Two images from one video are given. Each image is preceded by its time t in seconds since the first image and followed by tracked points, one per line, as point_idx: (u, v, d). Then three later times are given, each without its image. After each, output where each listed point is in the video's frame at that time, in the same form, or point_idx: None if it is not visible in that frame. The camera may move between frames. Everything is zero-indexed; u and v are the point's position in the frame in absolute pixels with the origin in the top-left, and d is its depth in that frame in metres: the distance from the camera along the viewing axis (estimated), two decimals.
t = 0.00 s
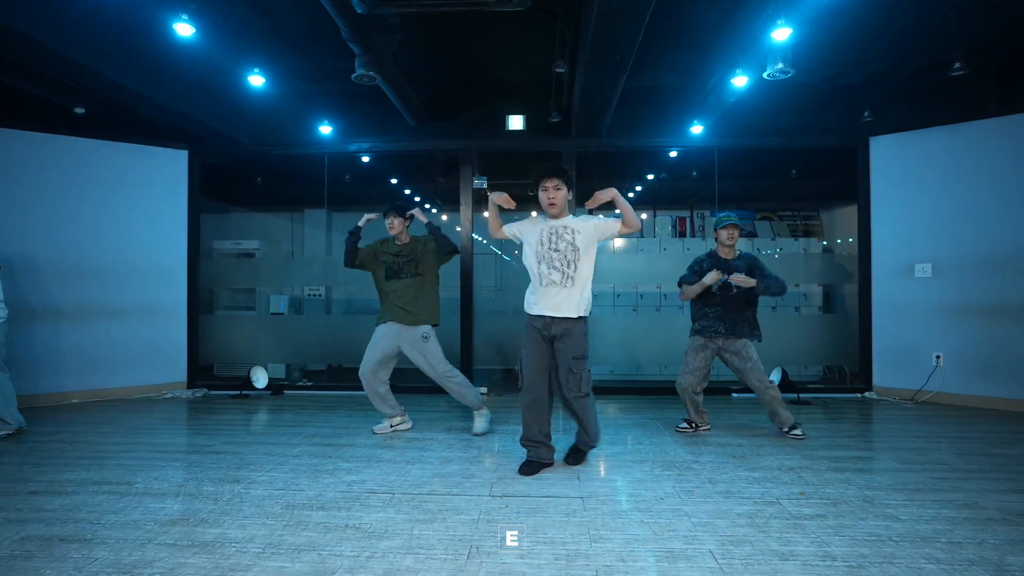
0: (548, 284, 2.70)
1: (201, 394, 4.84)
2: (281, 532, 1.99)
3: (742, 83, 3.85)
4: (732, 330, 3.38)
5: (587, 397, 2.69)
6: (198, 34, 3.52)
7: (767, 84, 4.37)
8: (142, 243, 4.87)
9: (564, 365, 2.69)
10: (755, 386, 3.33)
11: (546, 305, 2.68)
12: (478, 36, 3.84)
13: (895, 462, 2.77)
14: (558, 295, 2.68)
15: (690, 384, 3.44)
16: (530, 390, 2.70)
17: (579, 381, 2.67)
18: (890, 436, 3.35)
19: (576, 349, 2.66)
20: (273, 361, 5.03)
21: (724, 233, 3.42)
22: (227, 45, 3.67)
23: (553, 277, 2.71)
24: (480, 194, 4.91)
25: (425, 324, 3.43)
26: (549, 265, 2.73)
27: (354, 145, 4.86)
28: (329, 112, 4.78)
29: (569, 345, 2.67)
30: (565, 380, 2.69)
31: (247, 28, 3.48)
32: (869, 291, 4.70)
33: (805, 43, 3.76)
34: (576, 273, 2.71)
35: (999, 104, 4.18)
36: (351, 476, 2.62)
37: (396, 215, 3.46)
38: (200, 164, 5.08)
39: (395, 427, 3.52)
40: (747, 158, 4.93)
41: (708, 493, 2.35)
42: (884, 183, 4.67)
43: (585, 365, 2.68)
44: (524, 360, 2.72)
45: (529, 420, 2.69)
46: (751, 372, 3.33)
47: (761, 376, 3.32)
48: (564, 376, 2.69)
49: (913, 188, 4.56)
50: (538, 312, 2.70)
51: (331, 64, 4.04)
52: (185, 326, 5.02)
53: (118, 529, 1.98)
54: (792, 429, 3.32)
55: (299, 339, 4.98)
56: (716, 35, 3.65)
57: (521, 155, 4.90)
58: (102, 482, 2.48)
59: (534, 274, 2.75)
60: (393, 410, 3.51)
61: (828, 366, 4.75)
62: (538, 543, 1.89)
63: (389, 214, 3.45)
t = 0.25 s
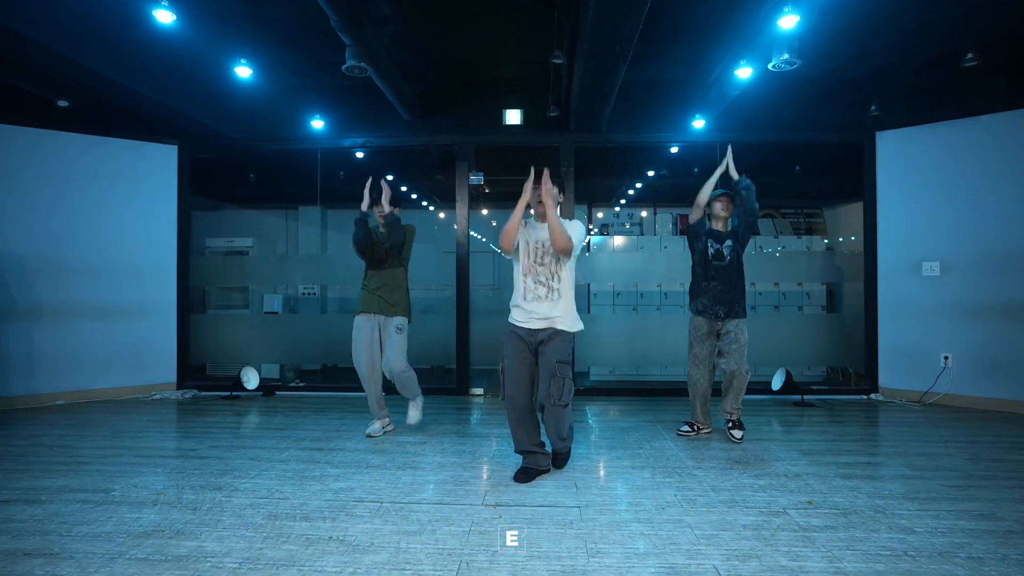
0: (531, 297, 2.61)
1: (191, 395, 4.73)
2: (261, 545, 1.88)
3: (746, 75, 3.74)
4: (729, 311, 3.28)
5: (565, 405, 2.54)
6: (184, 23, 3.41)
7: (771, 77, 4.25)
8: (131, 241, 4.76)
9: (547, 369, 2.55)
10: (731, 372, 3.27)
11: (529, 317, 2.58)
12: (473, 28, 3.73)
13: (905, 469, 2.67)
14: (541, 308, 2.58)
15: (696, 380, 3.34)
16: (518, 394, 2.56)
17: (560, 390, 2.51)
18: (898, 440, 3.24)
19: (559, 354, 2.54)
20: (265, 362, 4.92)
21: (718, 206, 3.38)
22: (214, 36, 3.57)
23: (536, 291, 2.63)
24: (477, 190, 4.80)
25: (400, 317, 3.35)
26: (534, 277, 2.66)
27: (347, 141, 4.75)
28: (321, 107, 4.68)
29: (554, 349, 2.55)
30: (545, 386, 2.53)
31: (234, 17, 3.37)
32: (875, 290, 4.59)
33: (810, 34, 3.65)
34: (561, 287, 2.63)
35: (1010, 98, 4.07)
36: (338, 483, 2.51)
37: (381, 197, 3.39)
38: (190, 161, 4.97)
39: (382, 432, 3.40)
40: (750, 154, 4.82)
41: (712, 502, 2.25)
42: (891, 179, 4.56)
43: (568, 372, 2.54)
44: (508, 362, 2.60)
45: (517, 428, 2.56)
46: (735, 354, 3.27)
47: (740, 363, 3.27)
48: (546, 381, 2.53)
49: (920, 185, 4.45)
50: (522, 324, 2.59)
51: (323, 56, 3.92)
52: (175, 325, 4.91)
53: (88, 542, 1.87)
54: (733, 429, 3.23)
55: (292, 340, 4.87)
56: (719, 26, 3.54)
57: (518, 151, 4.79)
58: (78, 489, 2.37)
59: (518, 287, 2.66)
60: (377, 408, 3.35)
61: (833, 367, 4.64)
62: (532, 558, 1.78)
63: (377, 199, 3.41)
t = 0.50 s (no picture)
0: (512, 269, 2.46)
1: (182, 397, 4.64)
2: (239, 559, 1.79)
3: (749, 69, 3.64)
4: (729, 317, 2.99)
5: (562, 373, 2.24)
6: (170, 15, 3.32)
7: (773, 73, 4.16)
8: (121, 240, 4.67)
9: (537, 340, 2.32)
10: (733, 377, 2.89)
11: (511, 293, 2.44)
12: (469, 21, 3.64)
13: (915, 476, 2.57)
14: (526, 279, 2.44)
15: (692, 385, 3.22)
16: (509, 390, 2.40)
17: (552, 352, 2.24)
18: (906, 445, 3.15)
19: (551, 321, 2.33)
20: (258, 363, 4.83)
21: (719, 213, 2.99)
22: (201, 28, 3.47)
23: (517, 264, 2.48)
24: (474, 188, 4.71)
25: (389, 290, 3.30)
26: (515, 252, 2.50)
27: (341, 138, 4.64)
28: (314, 103, 4.59)
29: (544, 319, 2.35)
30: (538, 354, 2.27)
31: (222, 8, 3.28)
32: (879, 291, 4.50)
33: (814, 28, 3.55)
34: (542, 255, 2.43)
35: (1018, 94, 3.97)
36: (326, 491, 2.42)
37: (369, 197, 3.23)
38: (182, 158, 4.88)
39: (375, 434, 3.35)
40: (752, 152, 4.73)
41: (714, 512, 2.15)
42: (896, 177, 4.47)
43: (562, 338, 2.29)
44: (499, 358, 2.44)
45: (513, 426, 2.42)
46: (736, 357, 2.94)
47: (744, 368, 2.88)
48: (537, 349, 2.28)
49: (926, 183, 4.35)
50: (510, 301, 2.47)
51: (315, 50, 3.82)
52: (166, 326, 4.81)
53: (58, 556, 1.78)
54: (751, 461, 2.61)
55: (285, 341, 4.78)
56: (720, 19, 3.44)
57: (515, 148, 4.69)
58: (55, 498, 2.28)
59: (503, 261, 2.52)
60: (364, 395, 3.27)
61: (837, 369, 4.55)
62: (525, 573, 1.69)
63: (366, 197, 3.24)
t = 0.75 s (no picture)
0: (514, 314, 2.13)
1: (179, 397, 4.61)
2: (231, 563, 1.76)
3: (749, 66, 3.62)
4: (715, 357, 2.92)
5: (556, 419, 1.90)
6: (165, 12, 3.29)
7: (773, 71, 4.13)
8: (117, 239, 4.64)
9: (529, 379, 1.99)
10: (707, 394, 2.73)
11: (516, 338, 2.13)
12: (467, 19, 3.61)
13: (917, 478, 2.54)
14: (524, 335, 2.04)
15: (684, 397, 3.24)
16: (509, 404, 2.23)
17: (543, 396, 1.90)
18: (907, 447, 3.12)
19: (543, 359, 1.95)
20: (255, 363, 4.80)
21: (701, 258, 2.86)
22: (197, 25, 3.44)
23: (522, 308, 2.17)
24: (473, 187, 4.69)
25: (378, 313, 2.92)
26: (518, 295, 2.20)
27: (339, 136, 4.63)
28: (311, 101, 4.56)
29: (537, 357, 1.98)
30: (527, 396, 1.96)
31: (217, 5, 3.25)
32: (880, 291, 4.47)
33: (815, 25, 3.52)
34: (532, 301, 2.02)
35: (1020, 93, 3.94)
36: (321, 493, 2.39)
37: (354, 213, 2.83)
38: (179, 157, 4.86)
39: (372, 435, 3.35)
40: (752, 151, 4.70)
41: (714, 515, 2.12)
42: (897, 177, 4.44)
43: (558, 377, 1.93)
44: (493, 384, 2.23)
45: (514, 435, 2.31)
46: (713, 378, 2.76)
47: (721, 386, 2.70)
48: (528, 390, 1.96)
49: (927, 182, 4.32)
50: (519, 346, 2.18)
51: (312, 47, 3.79)
52: (162, 325, 4.79)
53: (46, 560, 1.75)
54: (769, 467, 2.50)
55: (282, 340, 4.75)
56: (720, 16, 3.41)
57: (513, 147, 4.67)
58: (46, 500, 2.25)
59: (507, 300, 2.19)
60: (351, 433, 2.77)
61: (837, 369, 4.52)
62: None
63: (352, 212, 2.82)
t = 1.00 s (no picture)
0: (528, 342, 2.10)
1: (180, 397, 4.64)
2: (237, 557, 1.79)
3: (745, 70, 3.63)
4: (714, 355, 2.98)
5: (554, 421, 1.92)
6: (170, 17, 3.34)
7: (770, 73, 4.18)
8: (119, 240, 4.67)
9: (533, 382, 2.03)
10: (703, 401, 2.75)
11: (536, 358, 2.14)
12: (467, 22, 3.65)
13: (911, 475, 2.58)
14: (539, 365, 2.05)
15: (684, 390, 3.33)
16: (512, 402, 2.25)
17: (543, 397, 1.92)
18: (902, 444, 3.16)
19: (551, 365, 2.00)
20: (257, 363, 4.83)
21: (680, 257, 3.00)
22: (201, 28, 3.49)
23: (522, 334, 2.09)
24: (473, 188, 4.71)
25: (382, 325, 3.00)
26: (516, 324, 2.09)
27: (340, 138, 4.67)
28: (313, 103, 4.63)
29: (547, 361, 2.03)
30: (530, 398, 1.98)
31: (220, 9, 3.29)
32: (876, 291, 4.51)
33: (811, 28, 3.57)
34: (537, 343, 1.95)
35: (1014, 94, 3.99)
36: (324, 490, 2.42)
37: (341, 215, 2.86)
38: (181, 158, 4.90)
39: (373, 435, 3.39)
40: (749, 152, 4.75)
41: (711, 510, 2.16)
42: (893, 178, 4.48)
43: (561, 382, 1.96)
44: (497, 390, 2.28)
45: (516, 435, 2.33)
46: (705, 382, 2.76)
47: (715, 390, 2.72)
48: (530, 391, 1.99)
49: (923, 183, 4.37)
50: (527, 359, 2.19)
51: (314, 49, 3.83)
52: (164, 325, 4.82)
53: (56, 554, 1.79)
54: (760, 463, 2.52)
55: (284, 340, 4.79)
56: (717, 20, 3.46)
57: (512, 149, 4.68)
58: (53, 497, 2.29)
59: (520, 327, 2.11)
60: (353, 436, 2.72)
61: (835, 369, 4.56)
62: (522, 571, 1.69)
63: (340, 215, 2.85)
